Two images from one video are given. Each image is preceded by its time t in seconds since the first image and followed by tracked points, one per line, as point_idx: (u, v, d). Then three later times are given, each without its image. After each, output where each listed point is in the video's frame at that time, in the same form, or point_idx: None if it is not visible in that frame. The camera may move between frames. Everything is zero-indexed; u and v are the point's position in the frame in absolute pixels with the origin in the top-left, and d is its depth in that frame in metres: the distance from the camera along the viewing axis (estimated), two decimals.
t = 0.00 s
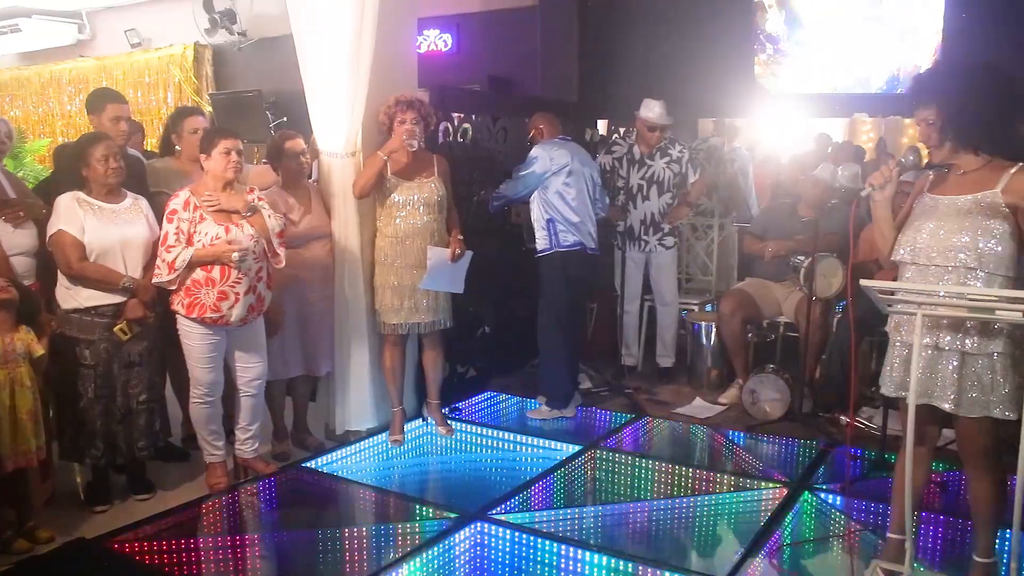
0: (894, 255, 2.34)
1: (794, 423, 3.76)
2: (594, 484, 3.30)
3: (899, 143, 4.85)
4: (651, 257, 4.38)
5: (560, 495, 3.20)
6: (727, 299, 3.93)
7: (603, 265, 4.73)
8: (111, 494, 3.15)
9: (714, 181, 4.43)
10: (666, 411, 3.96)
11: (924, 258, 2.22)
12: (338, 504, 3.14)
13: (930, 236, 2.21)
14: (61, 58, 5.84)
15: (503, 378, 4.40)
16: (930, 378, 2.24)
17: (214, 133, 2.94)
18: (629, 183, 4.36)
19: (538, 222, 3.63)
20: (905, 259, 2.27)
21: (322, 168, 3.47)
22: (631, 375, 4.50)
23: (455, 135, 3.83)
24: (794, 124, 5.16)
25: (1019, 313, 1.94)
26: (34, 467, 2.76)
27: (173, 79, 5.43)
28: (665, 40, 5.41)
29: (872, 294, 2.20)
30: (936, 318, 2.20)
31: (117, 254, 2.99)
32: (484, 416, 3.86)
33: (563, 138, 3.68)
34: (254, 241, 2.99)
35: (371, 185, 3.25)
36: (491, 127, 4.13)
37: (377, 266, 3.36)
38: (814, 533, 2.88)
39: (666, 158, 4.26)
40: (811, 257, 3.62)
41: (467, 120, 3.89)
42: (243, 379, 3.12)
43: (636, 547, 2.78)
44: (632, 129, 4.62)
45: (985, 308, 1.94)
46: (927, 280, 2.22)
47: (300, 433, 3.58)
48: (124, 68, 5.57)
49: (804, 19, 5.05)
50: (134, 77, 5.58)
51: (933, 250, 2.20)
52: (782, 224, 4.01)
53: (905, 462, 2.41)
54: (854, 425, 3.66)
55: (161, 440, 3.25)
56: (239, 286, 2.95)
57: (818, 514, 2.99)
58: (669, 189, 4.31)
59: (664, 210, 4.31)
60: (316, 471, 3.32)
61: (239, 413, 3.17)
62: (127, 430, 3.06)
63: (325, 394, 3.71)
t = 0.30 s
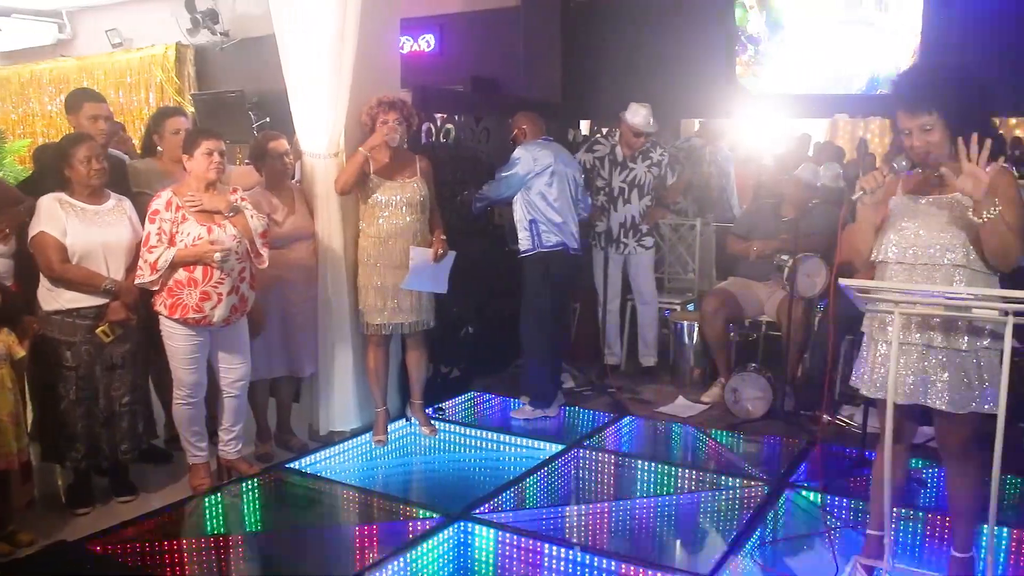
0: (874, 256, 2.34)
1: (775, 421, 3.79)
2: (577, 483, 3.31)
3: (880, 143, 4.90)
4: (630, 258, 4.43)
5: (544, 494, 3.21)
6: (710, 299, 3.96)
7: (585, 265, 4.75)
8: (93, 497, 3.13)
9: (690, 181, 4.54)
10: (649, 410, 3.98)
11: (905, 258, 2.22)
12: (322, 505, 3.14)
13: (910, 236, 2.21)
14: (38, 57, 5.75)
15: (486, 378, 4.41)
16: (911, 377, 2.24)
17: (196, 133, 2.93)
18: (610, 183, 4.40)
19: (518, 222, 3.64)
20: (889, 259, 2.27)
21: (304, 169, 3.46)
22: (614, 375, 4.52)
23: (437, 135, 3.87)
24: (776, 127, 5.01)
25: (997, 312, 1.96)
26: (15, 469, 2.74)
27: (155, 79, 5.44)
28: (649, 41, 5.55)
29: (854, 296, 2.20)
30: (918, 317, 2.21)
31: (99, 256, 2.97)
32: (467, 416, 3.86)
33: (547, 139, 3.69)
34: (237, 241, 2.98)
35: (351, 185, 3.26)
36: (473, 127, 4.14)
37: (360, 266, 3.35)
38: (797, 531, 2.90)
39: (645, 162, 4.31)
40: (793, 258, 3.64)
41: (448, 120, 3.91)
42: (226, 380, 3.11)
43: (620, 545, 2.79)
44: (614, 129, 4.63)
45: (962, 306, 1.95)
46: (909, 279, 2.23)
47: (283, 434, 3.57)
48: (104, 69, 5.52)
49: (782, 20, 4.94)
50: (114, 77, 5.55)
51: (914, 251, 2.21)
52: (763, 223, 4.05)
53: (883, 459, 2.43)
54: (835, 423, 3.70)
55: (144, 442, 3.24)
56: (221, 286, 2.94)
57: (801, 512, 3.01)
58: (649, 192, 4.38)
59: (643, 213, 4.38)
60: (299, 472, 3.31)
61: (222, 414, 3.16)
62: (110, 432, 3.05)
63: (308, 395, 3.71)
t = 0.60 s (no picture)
0: (854, 258, 2.35)
1: (757, 420, 3.82)
2: (560, 482, 3.32)
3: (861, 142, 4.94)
4: (609, 258, 4.42)
5: (527, 493, 3.22)
6: (691, 298, 3.99)
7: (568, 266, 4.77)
8: (74, 499, 3.11)
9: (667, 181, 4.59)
10: (631, 409, 4.00)
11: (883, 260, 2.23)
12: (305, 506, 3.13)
13: (888, 237, 2.22)
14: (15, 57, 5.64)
15: (469, 379, 4.42)
16: (889, 377, 2.25)
17: (179, 134, 2.93)
18: (589, 182, 4.39)
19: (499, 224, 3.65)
20: (867, 263, 2.28)
21: (285, 169, 3.46)
22: (597, 374, 4.54)
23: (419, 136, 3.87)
24: (758, 127, 5.21)
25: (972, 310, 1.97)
26: None
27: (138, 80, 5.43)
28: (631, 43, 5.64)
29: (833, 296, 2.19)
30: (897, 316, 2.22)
31: (80, 258, 2.96)
32: (450, 416, 3.87)
33: (527, 140, 3.69)
34: (220, 242, 2.97)
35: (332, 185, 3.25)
36: (455, 128, 4.16)
37: (342, 266, 3.35)
38: (778, 528, 2.92)
39: (622, 162, 4.33)
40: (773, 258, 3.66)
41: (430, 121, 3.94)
42: (209, 381, 3.10)
43: (602, 544, 2.80)
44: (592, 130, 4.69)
45: (937, 304, 1.97)
46: (889, 280, 2.23)
47: (266, 435, 3.57)
48: (85, 68, 5.50)
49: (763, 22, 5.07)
50: (95, 77, 5.53)
51: (892, 251, 2.22)
52: (744, 223, 4.08)
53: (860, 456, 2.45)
54: (815, 422, 3.74)
55: (126, 444, 3.23)
56: (204, 287, 2.93)
57: (782, 510, 3.03)
58: (627, 192, 4.38)
59: (621, 213, 4.36)
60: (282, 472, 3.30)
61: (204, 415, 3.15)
62: (91, 435, 3.04)
63: (291, 396, 3.70)
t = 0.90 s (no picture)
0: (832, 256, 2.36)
1: (735, 418, 3.86)
2: (541, 482, 3.33)
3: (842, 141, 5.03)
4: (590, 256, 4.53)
5: (507, 493, 3.23)
6: (669, 298, 4.03)
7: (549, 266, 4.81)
8: (52, 503, 3.09)
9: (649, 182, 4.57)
10: (611, 409, 4.03)
11: (863, 261, 2.24)
12: (285, 507, 3.12)
13: (866, 237, 2.24)
14: None
15: (450, 378, 4.43)
16: (858, 374, 2.28)
17: (160, 134, 2.91)
18: (568, 181, 4.53)
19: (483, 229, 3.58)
20: (842, 261, 2.30)
21: (265, 170, 3.46)
22: (577, 374, 4.58)
23: (399, 136, 3.95)
24: (737, 125, 4.70)
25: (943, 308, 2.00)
26: None
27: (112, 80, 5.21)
28: (608, 44, 5.76)
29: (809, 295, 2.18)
30: (870, 313, 2.23)
31: (57, 259, 2.94)
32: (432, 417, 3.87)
33: (511, 141, 3.73)
34: (202, 244, 2.97)
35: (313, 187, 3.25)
36: (435, 129, 4.17)
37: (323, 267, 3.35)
38: (756, 525, 2.94)
39: (601, 160, 4.46)
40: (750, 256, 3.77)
41: (410, 122, 3.99)
42: (190, 382, 3.09)
43: (582, 543, 2.80)
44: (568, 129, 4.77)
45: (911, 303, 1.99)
46: (866, 278, 2.24)
47: (246, 437, 3.56)
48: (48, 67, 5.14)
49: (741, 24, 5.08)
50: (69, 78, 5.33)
51: (870, 251, 2.23)
52: (721, 224, 4.12)
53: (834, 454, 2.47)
54: (794, 420, 3.78)
55: (104, 447, 3.21)
56: (185, 289, 2.93)
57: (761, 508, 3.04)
58: (607, 190, 4.50)
59: (601, 211, 4.48)
60: (263, 473, 3.29)
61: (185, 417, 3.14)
62: (69, 438, 3.01)
63: (272, 397, 3.70)
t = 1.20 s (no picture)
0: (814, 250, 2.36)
1: (716, 416, 3.88)
2: (523, 481, 3.33)
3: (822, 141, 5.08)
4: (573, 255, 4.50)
5: (489, 492, 3.23)
6: (650, 298, 4.06)
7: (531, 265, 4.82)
8: (30, 505, 3.06)
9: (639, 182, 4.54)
10: (593, 407, 4.04)
11: (846, 255, 2.23)
12: (266, 508, 3.11)
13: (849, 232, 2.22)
14: None
15: (432, 378, 4.44)
16: (832, 370, 2.30)
17: (142, 134, 2.90)
18: (549, 181, 4.50)
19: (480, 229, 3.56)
20: (825, 255, 2.29)
21: (245, 170, 3.44)
22: (557, 374, 4.59)
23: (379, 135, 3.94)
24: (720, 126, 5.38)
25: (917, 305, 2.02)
26: None
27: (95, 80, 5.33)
28: (588, 41, 5.89)
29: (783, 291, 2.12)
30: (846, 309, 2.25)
31: (34, 260, 2.92)
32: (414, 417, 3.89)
33: (496, 140, 3.71)
34: (185, 244, 2.96)
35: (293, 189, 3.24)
36: (415, 128, 4.17)
37: (304, 267, 3.34)
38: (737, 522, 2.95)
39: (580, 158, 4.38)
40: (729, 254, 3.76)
41: (391, 121, 4.00)
42: (171, 383, 3.07)
43: (564, 541, 2.81)
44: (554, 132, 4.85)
45: (889, 303, 2.00)
46: (846, 274, 2.23)
47: (227, 437, 3.55)
48: (37, 67, 5.37)
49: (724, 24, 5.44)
50: (50, 76, 5.36)
51: (854, 244, 2.22)
52: (698, 223, 4.15)
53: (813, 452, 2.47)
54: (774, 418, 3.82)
55: (83, 448, 3.19)
56: (169, 289, 2.92)
57: (741, 505, 3.05)
58: (588, 189, 4.40)
59: (582, 210, 4.41)
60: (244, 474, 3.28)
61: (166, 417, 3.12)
62: (47, 439, 2.99)
63: (252, 397, 3.69)
